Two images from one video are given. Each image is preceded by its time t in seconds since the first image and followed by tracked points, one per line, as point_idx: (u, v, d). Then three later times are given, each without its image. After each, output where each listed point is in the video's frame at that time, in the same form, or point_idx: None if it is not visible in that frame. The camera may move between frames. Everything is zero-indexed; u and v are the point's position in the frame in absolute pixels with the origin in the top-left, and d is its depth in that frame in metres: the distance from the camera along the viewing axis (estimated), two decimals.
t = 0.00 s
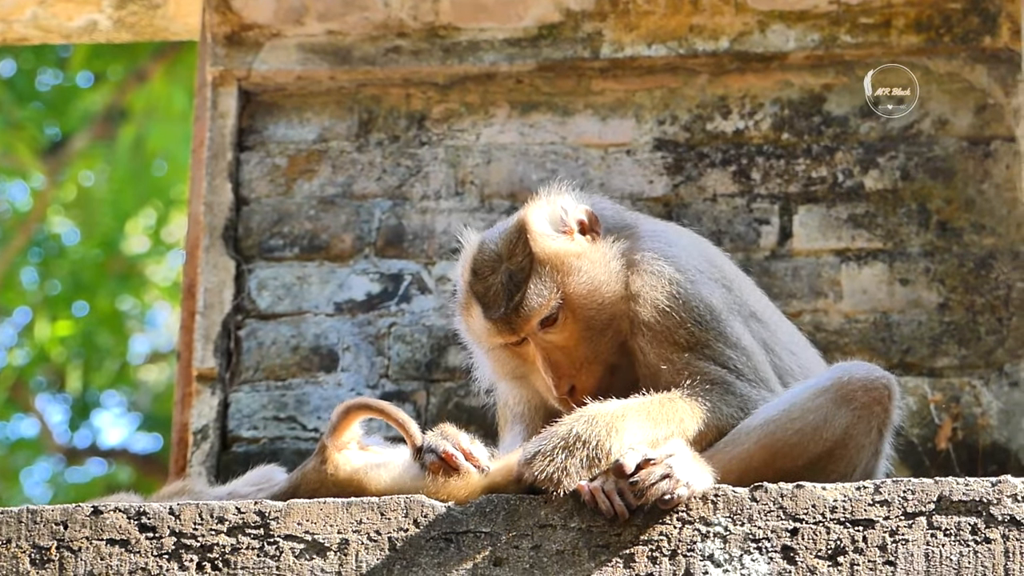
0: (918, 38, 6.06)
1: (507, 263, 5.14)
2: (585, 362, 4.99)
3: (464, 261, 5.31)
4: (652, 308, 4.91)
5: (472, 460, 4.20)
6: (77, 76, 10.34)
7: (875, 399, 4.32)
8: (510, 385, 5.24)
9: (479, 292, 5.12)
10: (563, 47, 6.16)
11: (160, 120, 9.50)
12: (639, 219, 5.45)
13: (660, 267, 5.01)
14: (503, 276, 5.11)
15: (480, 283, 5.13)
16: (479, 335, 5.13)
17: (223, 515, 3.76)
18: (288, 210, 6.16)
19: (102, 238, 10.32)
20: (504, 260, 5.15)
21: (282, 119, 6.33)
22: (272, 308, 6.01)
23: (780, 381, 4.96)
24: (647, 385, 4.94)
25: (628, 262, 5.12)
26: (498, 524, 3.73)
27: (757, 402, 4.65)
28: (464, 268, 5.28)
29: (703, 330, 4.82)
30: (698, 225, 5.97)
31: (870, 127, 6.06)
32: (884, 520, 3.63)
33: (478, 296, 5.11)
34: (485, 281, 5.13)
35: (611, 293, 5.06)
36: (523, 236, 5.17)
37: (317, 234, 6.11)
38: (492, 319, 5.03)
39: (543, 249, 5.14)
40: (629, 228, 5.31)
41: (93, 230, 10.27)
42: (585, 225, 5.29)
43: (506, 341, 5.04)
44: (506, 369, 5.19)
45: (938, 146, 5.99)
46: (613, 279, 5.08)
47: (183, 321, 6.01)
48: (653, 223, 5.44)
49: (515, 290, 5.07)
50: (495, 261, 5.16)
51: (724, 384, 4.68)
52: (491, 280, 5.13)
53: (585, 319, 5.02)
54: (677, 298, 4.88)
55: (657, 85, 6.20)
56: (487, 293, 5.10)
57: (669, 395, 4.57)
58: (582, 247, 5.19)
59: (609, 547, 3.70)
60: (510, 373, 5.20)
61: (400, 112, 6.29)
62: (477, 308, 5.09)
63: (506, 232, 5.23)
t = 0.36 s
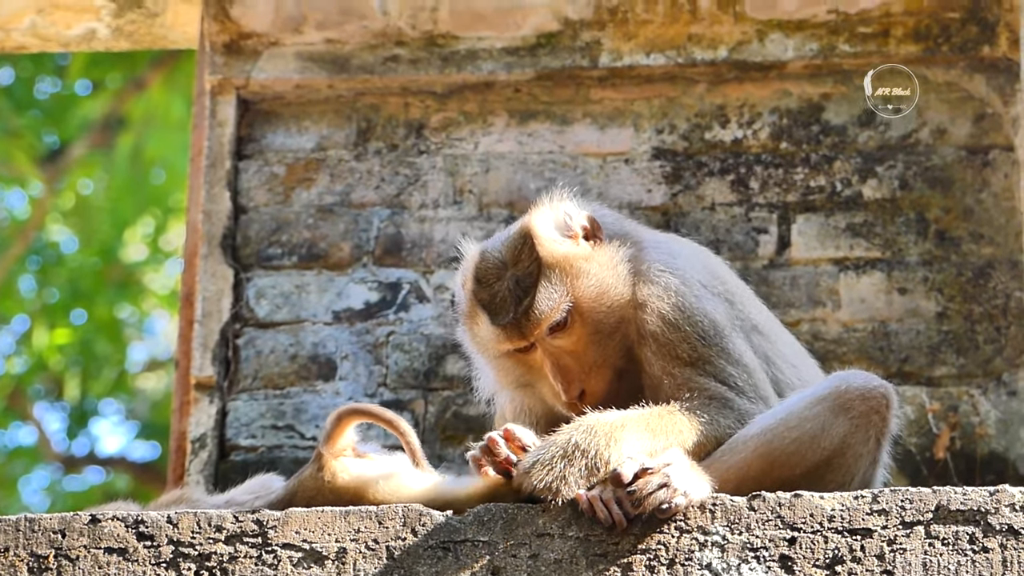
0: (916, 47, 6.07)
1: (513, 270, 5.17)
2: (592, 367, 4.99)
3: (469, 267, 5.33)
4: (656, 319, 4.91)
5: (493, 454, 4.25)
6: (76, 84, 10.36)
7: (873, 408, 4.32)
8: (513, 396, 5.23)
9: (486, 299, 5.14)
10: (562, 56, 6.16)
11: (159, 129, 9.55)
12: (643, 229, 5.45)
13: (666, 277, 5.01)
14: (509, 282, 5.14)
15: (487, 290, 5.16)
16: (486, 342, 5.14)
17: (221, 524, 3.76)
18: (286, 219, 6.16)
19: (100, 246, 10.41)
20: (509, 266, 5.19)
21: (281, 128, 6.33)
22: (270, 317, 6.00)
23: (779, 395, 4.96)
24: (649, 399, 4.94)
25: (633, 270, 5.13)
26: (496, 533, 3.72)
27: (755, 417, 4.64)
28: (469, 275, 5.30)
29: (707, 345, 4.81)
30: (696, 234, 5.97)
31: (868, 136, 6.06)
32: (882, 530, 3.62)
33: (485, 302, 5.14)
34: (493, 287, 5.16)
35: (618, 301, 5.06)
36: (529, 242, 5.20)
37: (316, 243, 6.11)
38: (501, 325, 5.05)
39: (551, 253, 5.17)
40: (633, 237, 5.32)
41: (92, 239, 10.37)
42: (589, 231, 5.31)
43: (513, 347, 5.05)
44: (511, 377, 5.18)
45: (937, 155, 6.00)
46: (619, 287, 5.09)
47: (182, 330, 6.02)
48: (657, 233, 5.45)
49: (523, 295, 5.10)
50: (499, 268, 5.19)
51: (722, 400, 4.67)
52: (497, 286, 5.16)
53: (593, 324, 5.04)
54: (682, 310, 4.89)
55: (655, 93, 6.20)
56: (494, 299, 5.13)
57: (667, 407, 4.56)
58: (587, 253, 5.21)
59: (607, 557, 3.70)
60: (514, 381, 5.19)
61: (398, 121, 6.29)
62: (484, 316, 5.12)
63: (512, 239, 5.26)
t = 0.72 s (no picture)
0: (910, 47, 6.07)
1: (512, 263, 5.11)
2: (589, 364, 4.99)
3: (467, 260, 5.27)
4: (653, 318, 4.92)
5: (469, 458, 4.12)
6: (69, 84, 10.27)
7: (867, 408, 4.32)
8: (509, 388, 5.23)
9: (484, 291, 5.09)
10: (556, 56, 6.16)
11: (151, 128, 9.47)
12: (642, 226, 5.45)
13: (665, 275, 5.01)
14: (508, 276, 5.09)
15: (485, 283, 5.10)
16: (482, 335, 5.10)
17: (215, 522, 3.76)
18: (280, 218, 6.16)
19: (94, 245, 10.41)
20: (509, 259, 5.12)
21: (274, 127, 6.32)
22: (264, 316, 6.00)
23: (775, 393, 4.97)
24: (644, 397, 4.95)
25: (632, 267, 5.13)
26: (489, 532, 3.72)
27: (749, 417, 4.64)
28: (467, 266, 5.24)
29: (703, 344, 4.82)
30: (690, 233, 5.97)
31: (861, 136, 6.07)
32: (875, 529, 3.62)
33: (482, 295, 5.08)
34: (491, 279, 5.10)
35: (616, 299, 5.05)
36: (529, 236, 5.14)
37: (309, 242, 6.11)
38: (498, 318, 5.00)
39: (550, 248, 5.13)
40: (632, 235, 5.32)
41: (86, 238, 10.33)
42: (589, 227, 5.29)
43: (511, 341, 5.01)
44: (506, 370, 5.17)
45: (931, 155, 6.00)
46: (618, 284, 5.08)
47: (175, 328, 6.03)
48: (656, 231, 5.45)
49: (522, 289, 5.05)
50: (499, 261, 5.13)
51: (717, 400, 4.69)
52: (495, 279, 5.10)
53: (591, 321, 5.02)
54: (679, 309, 4.89)
55: (649, 93, 6.21)
56: (492, 292, 5.07)
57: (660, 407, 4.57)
58: (588, 250, 5.19)
59: (600, 555, 3.69)
60: (510, 374, 5.17)
61: (392, 120, 6.29)
62: (482, 309, 5.07)
63: (512, 232, 5.20)
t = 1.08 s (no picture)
0: (907, 43, 6.07)
1: (510, 260, 5.11)
2: (587, 361, 4.98)
3: (464, 256, 5.26)
4: (652, 315, 4.92)
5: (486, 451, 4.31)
6: (68, 81, 10.19)
7: (863, 404, 4.32)
8: (505, 384, 5.21)
9: (481, 288, 5.09)
10: (553, 52, 6.15)
11: (148, 125, 9.45)
12: (638, 223, 5.44)
13: (663, 273, 5.01)
14: (506, 272, 5.08)
15: (483, 280, 5.10)
16: (480, 331, 5.09)
17: (211, 520, 3.75)
18: (277, 215, 6.16)
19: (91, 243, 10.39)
20: (506, 256, 5.12)
21: (272, 124, 6.32)
22: (261, 312, 6.00)
23: (771, 390, 4.98)
24: (642, 395, 4.96)
25: (630, 265, 5.13)
26: (486, 530, 3.71)
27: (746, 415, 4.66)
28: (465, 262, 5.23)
29: (701, 342, 4.83)
30: (687, 229, 5.97)
31: (859, 133, 6.06)
32: (872, 526, 3.62)
33: (480, 291, 5.08)
34: (489, 276, 5.10)
35: (614, 296, 5.05)
36: (528, 232, 5.14)
37: (307, 239, 6.11)
38: (496, 315, 4.99)
39: (549, 245, 5.12)
40: (629, 231, 5.31)
41: (83, 236, 10.32)
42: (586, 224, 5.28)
43: (508, 337, 5.00)
44: (503, 367, 5.15)
45: (928, 152, 6.00)
46: (616, 282, 5.08)
47: (172, 325, 6.00)
48: (653, 228, 5.44)
49: (521, 286, 5.05)
50: (496, 258, 5.12)
51: (713, 399, 4.69)
52: (493, 276, 5.10)
53: (589, 318, 5.01)
54: (678, 307, 4.89)
55: (647, 89, 6.20)
56: (490, 289, 5.07)
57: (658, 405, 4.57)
58: (586, 247, 5.18)
59: (597, 553, 3.70)
60: (507, 371, 5.16)
61: (389, 116, 6.29)
62: (479, 305, 5.07)
63: (510, 228, 5.19)
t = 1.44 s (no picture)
0: (902, 46, 6.07)
1: (509, 256, 5.08)
2: (582, 360, 4.98)
3: (461, 252, 5.25)
4: (648, 317, 4.92)
5: (459, 468, 4.22)
6: (62, 82, 10.30)
7: (859, 407, 4.32)
8: (498, 381, 5.20)
9: (479, 283, 5.06)
10: (548, 54, 6.15)
11: (144, 126, 9.37)
12: (636, 224, 5.44)
13: (660, 274, 5.02)
14: (504, 269, 5.06)
15: (481, 275, 5.08)
16: (475, 327, 5.08)
17: (206, 521, 3.75)
18: (272, 217, 6.16)
19: (87, 245, 10.38)
20: (505, 252, 5.09)
21: (267, 126, 6.32)
22: (256, 314, 6.00)
23: (766, 393, 4.98)
24: (636, 397, 4.96)
25: (628, 266, 5.12)
26: (480, 531, 3.71)
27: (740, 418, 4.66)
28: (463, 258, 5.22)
29: (697, 345, 4.83)
30: (682, 232, 5.97)
31: (854, 136, 6.07)
32: (867, 528, 3.62)
33: (477, 287, 5.06)
34: (487, 272, 5.08)
35: (611, 296, 5.04)
36: (528, 229, 5.11)
37: (302, 241, 6.11)
38: (493, 311, 4.97)
39: (549, 243, 5.10)
40: (628, 232, 5.31)
41: (79, 238, 10.31)
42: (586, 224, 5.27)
43: (504, 334, 4.98)
44: (497, 364, 5.14)
45: (923, 154, 6.00)
46: (614, 282, 5.07)
47: (167, 327, 6.01)
48: (651, 230, 5.44)
49: (519, 283, 5.01)
50: (494, 254, 5.10)
51: (707, 402, 4.70)
52: (491, 272, 5.08)
53: (586, 318, 5.01)
54: (675, 309, 4.89)
55: (642, 92, 6.20)
56: (488, 284, 5.05)
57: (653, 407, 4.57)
58: (585, 246, 5.16)
59: (592, 555, 3.69)
60: (500, 368, 5.15)
61: (385, 118, 6.29)
62: (476, 301, 5.05)
63: (509, 224, 5.17)
